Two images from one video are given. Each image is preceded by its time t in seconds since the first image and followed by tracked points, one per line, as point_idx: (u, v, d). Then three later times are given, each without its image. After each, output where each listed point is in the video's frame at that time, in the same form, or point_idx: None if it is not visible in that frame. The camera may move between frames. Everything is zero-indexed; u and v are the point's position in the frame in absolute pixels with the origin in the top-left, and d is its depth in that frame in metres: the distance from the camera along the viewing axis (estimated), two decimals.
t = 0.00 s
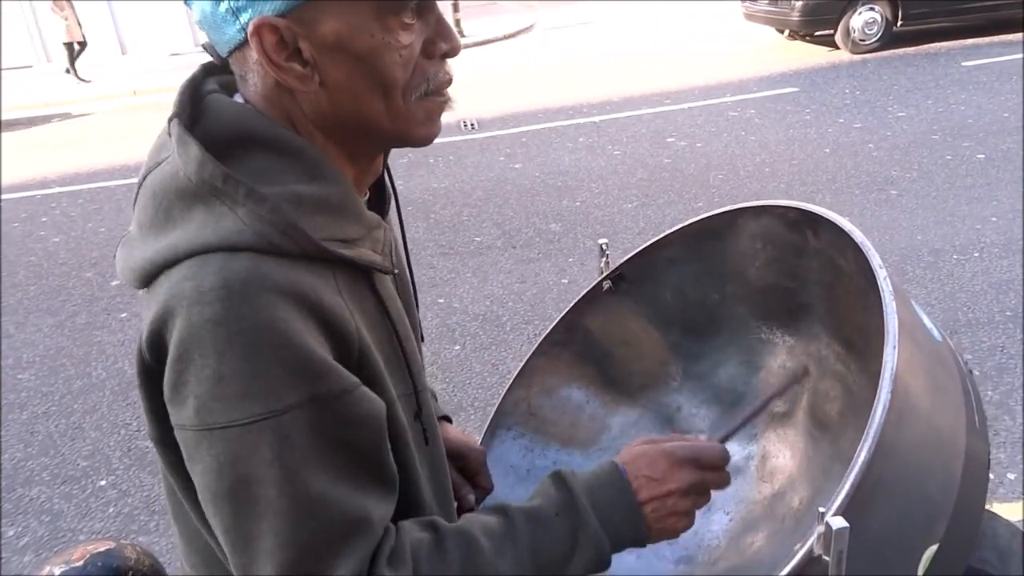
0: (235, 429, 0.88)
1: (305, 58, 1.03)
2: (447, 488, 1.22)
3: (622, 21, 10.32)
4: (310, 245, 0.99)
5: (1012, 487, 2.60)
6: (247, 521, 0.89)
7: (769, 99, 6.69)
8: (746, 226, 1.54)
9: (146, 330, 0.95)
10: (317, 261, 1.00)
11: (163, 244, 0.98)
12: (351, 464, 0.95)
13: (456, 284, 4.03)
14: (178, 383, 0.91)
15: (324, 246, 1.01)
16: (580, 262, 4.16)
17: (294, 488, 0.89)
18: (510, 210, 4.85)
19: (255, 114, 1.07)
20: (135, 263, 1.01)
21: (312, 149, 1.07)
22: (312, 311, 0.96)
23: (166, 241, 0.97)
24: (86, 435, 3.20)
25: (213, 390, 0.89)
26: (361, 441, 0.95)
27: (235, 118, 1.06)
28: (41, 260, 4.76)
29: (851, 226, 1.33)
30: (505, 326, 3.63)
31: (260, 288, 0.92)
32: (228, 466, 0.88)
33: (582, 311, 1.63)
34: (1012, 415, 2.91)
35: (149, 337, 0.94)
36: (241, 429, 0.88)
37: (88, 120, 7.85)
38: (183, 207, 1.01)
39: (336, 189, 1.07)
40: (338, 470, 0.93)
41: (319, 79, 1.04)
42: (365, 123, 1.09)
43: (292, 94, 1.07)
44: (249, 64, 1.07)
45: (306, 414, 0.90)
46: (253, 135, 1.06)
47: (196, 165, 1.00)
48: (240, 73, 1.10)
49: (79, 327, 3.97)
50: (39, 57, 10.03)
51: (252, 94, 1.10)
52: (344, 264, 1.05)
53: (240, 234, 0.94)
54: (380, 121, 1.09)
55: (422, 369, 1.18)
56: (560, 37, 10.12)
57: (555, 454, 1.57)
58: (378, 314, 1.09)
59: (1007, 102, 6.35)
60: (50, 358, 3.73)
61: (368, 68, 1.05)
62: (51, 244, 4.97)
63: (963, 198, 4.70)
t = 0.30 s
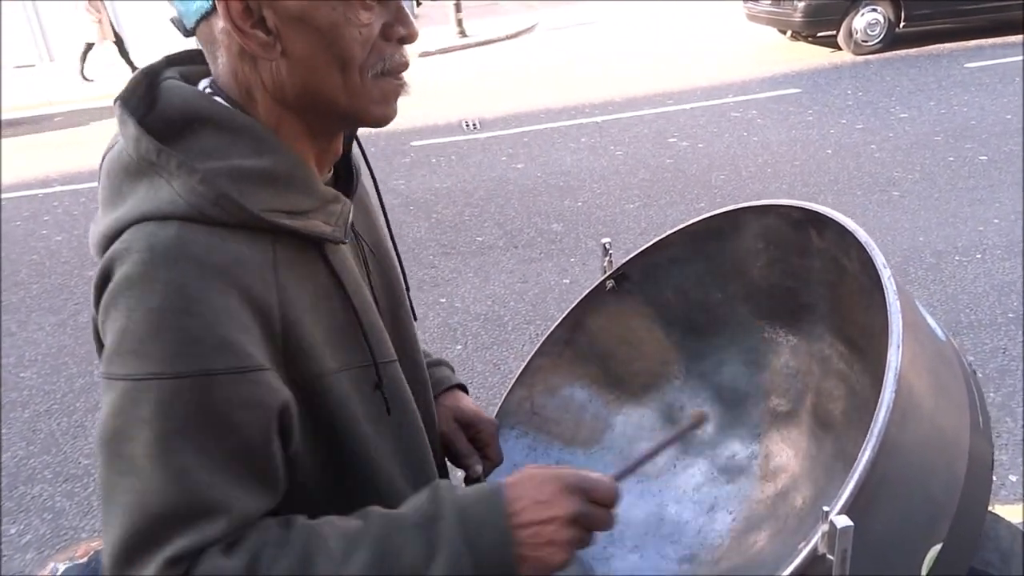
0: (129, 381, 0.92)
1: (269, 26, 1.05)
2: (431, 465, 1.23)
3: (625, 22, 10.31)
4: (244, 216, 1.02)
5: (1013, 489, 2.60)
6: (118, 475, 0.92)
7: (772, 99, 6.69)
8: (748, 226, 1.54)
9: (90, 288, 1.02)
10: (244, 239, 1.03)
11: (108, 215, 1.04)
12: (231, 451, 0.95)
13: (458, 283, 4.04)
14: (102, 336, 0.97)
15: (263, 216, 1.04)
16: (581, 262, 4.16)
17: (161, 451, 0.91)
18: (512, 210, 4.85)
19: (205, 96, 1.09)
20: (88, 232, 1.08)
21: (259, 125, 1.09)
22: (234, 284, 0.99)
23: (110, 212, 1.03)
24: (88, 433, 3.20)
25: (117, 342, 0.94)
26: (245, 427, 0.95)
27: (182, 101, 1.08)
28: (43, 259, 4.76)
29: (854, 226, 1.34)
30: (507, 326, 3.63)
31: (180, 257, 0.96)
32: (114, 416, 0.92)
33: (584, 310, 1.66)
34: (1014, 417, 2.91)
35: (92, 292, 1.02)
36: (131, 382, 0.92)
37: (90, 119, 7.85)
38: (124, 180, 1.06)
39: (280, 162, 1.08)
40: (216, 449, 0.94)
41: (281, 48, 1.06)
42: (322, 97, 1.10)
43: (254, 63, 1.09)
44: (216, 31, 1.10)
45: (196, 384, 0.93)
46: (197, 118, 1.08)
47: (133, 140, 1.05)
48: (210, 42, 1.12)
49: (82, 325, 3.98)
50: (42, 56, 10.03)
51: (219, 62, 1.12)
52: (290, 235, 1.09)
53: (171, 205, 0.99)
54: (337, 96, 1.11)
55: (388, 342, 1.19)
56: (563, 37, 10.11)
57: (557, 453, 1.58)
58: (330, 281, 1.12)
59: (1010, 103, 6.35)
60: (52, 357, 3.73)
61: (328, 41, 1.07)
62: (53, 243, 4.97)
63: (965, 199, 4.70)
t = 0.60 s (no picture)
0: (76, 349, 0.94)
1: (261, 20, 1.06)
2: (415, 455, 1.25)
3: (628, 22, 10.31)
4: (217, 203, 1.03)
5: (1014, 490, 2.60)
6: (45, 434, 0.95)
7: (775, 100, 6.69)
8: (750, 227, 1.55)
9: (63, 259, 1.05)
10: (214, 229, 1.03)
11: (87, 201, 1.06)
12: (151, 438, 0.94)
13: (461, 283, 4.05)
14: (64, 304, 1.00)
15: (242, 206, 1.05)
16: (584, 262, 4.17)
17: (82, 422, 0.92)
18: (515, 210, 4.86)
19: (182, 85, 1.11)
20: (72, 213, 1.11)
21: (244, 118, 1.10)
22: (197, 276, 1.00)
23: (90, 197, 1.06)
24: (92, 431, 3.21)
25: (73, 308, 0.96)
26: (166, 419, 0.95)
27: (169, 93, 1.10)
28: (47, 258, 4.78)
29: (856, 227, 1.34)
30: (510, 326, 3.64)
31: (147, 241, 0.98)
32: (57, 376, 0.95)
33: (587, 310, 1.68)
34: (1017, 418, 2.91)
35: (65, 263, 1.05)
36: (76, 349, 0.94)
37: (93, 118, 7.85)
38: (101, 166, 1.08)
39: (264, 154, 1.09)
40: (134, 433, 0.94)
41: (273, 41, 1.07)
42: (310, 90, 1.11)
43: (244, 55, 1.10)
44: (206, 24, 1.10)
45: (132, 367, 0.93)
46: (180, 109, 1.09)
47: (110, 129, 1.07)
48: (197, 36, 1.13)
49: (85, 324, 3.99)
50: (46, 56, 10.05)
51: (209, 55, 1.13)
52: (269, 224, 1.09)
53: (143, 193, 1.01)
54: (324, 90, 1.12)
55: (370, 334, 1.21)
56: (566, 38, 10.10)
57: (560, 453, 1.58)
58: (310, 273, 1.13)
59: (1013, 105, 6.34)
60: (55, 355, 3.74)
61: (318, 36, 1.07)
62: (57, 242, 4.98)
63: (968, 201, 4.70)
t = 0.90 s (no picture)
0: (101, 390, 0.92)
1: (250, 36, 1.06)
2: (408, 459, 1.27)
3: (632, 24, 10.32)
4: (215, 219, 1.02)
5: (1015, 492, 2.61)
6: (93, 484, 0.93)
7: (777, 103, 6.69)
8: (749, 229, 1.55)
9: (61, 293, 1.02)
10: (212, 244, 1.03)
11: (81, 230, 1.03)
12: (204, 454, 0.96)
13: (464, 285, 4.06)
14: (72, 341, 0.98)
15: (237, 219, 1.05)
16: (586, 264, 4.18)
17: (134, 458, 0.91)
18: (517, 212, 4.87)
19: (166, 99, 1.10)
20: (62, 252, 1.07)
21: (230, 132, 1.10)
22: (205, 291, 0.99)
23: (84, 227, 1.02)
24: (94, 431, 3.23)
25: (89, 349, 0.94)
26: (217, 431, 0.96)
27: (152, 108, 1.09)
28: (51, 258, 4.80)
29: (853, 231, 1.34)
30: (511, 328, 3.65)
31: (153, 266, 0.96)
32: (88, 422, 0.93)
33: (587, 312, 1.68)
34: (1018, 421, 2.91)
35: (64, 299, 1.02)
36: (103, 391, 0.92)
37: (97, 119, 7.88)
38: (95, 192, 1.05)
39: (253, 167, 1.09)
40: (187, 452, 0.95)
41: (260, 59, 1.08)
42: (293, 110, 1.13)
43: (228, 68, 1.10)
44: (191, 33, 1.10)
45: (168, 392, 0.93)
46: (169, 124, 1.09)
47: (100, 151, 1.04)
48: (182, 44, 1.13)
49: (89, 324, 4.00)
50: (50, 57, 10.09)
51: (194, 66, 1.14)
52: (263, 239, 1.10)
53: (142, 214, 0.99)
54: (307, 111, 1.13)
55: (365, 346, 1.22)
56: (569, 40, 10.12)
57: (560, 454, 1.59)
58: (306, 285, 1.15)
59: (1016, 107, 6.34)
60: (58, 355, 3.76)
61: (307, 60, 1.08)
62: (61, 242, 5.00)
63: (971, 203, 4.70)
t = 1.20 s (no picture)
0: (162, 426, 0.91)
1: (281, 63, 1.08)
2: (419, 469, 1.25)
3: (635, 29, 10.34)
4: (259, 243, 1.03)
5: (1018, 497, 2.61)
6: (155, 520, 0.92)
7: (779, 107, 6.71)
8: (748, 234, 1.57)
9: (96, 322, 1.00)
10: (254, 269, 1.03)
11: (116, 253, 1.01)
12: (264, 480, 0.97)
13: (467, 289, 4.07)
14: (115, 375, 0.95)
15: (277, 245, 1.06)
16: (588, 269, 4.19)
17: (201, 493, 0.91)
18: (520, 217, 4.88)
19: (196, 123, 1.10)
20: (84, 279, 1.04)
21: (258, 154, 1.12)
22: (256, 315, 1.00)
23: (118, 250, 1.01)
24: (98, 434, 3.24)
25: (143, 385, 0.92)
26: (279, 459, 0.97)
27: (180, 129, 1.09)
28: (56, 261, 4.82)
29: (851, 236, 1.36)
30: (514, 332, 3.66)
31: (207, 292, 0.96)
32: (148, 459, 0.91)
33: (586, 317, 1.69)
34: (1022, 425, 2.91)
35: (99, 329, 0.99)
36: (164, 427, 0.91)
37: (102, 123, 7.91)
38: (129, 215, 1.04)
39: (283, 190, 1.12)
40: (249, 483, 0.96)
41: (289, 85, 1.09)
42: (318, 137, 1.14)
43: (256, 93, 1.11)
44: (218, 55, 1.10)
45: (230, 422, 0.93)
46: (197, 143, 1.09)
47: (140, 173, 1.03)
48: (205, 63, 1.12)
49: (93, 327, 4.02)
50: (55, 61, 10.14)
51: (217, 91, 1.13)
52: (295, 261, 1.10)
53: (189, 238, 0.99)
54: (331, 139, 1.15)
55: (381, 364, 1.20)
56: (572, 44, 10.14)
57: (560, 457, 1.60)
58: (331, 309, 1.14)
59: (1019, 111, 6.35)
60: (63, 358, 3.78)
61: (335, 88, 1.11)
62: (65, 246, 5.03)
63: (973, 207, 4.71)
